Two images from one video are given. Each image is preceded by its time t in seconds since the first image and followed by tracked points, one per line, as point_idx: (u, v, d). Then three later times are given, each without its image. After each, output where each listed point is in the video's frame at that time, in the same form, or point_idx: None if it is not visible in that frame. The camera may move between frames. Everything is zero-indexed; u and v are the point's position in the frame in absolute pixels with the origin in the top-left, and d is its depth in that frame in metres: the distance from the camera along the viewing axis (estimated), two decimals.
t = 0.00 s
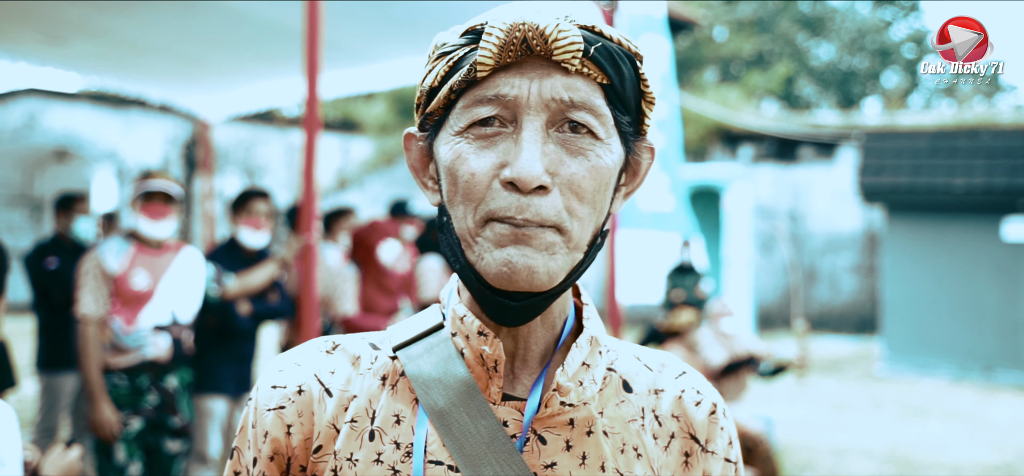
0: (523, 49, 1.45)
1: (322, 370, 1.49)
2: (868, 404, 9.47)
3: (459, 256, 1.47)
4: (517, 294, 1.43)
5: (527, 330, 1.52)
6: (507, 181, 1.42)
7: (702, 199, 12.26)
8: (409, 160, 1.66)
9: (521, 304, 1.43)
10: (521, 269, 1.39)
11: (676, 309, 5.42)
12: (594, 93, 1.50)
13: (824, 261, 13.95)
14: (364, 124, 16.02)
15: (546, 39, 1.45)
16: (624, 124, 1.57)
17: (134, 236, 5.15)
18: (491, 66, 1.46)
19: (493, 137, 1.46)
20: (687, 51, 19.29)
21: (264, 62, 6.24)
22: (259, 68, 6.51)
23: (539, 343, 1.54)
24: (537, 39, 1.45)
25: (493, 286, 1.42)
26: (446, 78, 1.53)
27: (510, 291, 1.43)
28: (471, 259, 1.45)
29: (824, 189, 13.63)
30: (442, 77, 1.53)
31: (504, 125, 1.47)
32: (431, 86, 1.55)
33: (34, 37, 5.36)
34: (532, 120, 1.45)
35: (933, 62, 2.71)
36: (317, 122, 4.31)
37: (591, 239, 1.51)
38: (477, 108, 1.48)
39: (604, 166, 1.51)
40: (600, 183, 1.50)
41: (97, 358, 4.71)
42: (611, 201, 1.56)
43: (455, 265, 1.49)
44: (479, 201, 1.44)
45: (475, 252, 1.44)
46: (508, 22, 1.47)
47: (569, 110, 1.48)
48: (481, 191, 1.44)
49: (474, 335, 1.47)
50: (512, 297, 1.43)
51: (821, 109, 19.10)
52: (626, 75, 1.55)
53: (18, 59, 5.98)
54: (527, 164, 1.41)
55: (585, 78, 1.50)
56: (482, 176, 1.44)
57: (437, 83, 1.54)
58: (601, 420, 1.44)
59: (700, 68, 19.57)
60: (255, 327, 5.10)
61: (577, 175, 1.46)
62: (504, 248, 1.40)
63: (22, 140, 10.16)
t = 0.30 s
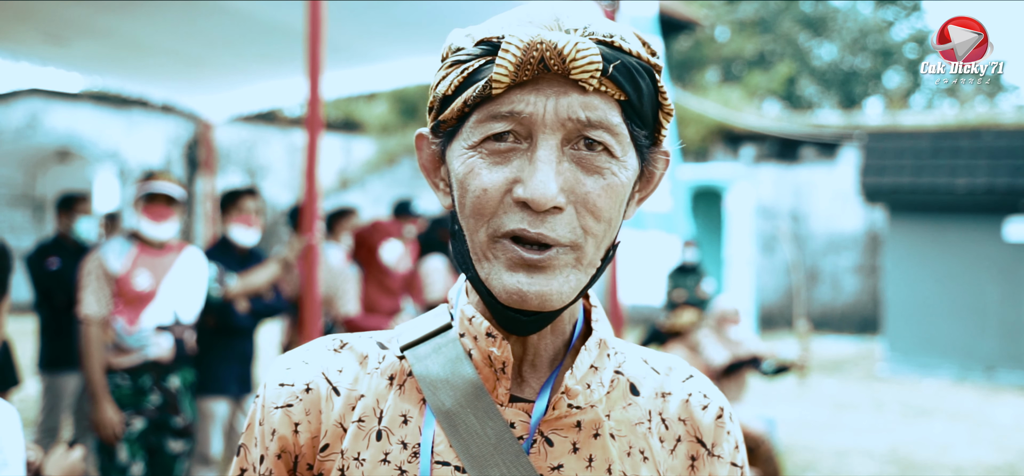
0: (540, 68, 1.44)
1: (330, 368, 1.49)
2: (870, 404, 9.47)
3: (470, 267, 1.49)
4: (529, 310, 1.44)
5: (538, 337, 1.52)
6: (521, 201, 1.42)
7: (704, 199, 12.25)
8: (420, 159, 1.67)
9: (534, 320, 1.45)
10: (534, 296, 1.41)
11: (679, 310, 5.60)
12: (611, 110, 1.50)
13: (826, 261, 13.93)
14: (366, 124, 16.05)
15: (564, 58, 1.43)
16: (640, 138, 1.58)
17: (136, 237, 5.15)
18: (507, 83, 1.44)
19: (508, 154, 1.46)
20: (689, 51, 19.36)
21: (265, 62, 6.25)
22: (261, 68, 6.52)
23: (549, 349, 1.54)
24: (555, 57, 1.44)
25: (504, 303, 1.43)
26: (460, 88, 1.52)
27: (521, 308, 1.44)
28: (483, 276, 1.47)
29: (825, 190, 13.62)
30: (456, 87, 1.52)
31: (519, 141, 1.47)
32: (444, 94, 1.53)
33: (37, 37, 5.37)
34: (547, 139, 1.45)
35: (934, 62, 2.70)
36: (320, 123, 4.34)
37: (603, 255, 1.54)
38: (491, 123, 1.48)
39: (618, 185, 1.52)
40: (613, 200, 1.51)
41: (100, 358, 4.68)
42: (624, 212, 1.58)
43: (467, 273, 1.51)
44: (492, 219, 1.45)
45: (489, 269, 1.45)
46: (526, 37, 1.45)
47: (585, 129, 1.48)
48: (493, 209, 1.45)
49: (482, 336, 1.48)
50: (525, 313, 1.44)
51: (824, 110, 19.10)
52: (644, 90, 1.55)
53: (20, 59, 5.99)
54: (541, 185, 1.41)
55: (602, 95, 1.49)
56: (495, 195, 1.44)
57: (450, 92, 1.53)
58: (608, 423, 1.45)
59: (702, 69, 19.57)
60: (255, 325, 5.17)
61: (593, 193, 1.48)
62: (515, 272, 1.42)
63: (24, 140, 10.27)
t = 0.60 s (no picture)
0: (540, 51, 1.44)
1: (335, 370, 1.49)
2: (872, 404, 9.45)
3: (479, 267, 1.49)
4: (540, 305, 1.44)
5: (544, 336, 1.52)
6: (527, 185, 1.42)
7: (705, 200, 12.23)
8: (420, 164, 1.67)
9: (545, 314, 1.44)
10: (545, 290, 1.40)
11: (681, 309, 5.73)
12: (611, 93, 1.50)
13: (827, 261, 13.90)
14: (368, 123, 15.92)
15: (564, 40, 1.44)
16: (640, 123, 1.58)
17: (138, 237, 5.15)
18: (507, 69, 1.45)
19: (512, 141, 1.46)
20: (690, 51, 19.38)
21: (266, 62, 6.24)
22: (262, 68, 6.52)
23: (554, 349, 1.54)
24: (554, 40, 1.44)
25: (515, 299, 1.42)
26: (460, 82, 1.53)
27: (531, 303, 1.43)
28: (492, 273, 1.46)
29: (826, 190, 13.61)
30: (456, 81, 1.52)
31: (522, 128, 1.47)
32: (444, 90, 1.54)
33: (38, 37, 5.37)
34: (551, 123, 1.45)
35: (934, 62, 2.70)
36: (321, 123, 4.32)
37: (609, 245, 1.53)
38: (494, 112, 1.47)
39: (622, 168, 1.51)
40: (619, 185, 1.50)
41: (101, 358, 4.71)
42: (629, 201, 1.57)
43: (472, 272, 1.50)
44: (499, 209, 1.45)
45: (497, 264, 1.45)
46: (524, 23, 1.46)
47: (587, 112, 1.47)
48: (500, 199, 1.45)
49: (488, 337, 1.48)
50: (536, 307, 1.44)
51: (825, 110, 19.08)
52: (642, 74, 1.55)
53: (22, 59, 5.99)
54: (548, 168, 1.41)
55: (602, 78, 1.49)
56: (500, 184, 1.44)
57: (450, 87, 1.53)
58: (614, 426, 1.44)
59: (703, 69, 19.56)
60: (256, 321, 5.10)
61: (598, 177, 1.47)
62: (524, 268, 1.42)
63: (25, 140, 10.34)
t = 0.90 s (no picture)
0: (529, 38, 1.46)
1: (336, 372, 1.49)
2: (873, 404, 9.45)
3: (472, 260, 1.47)
4: (535, 293, 1.42)
5: (543, 329, 1.51)
6: (521, 172, 1.42)
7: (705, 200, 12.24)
8: (416, 170, 1.67)
9: (538, 303, 1.43)
10: (538, 269, 1.38)
11: (682, 310, 5.72)
12: (601, 80, 1.51)
13: (828, 261, 13.88)
14: (369, 124, 16.06)
15: (552, 26, 1.46)
16: (633, 113, 1.58)
17: (138, 236, 5.14)
18: (498, 58, 1.46)
19: (504, 130, 1.47)
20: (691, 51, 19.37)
21: (266, 61, 6.24)
22: (263, 68, 6.53)
23: (553, 346, 1.53)
24: (543, 26, 1.46)
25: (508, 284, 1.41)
26: (452, 77, 1.54)
27: (526, 291, 1.41)
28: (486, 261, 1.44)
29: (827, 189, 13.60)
30: (448, 76, 1.54)
31: (515, 117, 1.47)
32: (436, 87, 1.55)
33: (39, 37, 5.38)
34: (542, 109, 1.46)
35: (933, 62, 2.70)
36: (321, 122, 4.31)
37: (604, 239, 1.52)
38: (486, 103, 1.49)
39: (616, 154, 1.51)
40: (613, 172, 1.50)
41: (102, 357, 4.71)
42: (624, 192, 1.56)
43: (467, 268, 1.49)
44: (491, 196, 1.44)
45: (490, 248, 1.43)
46: (513, 12, 1.48)
47: (578, 99, 1.48)
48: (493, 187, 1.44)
49: (487, 339, 1.48)
50: (529, 297, 1.43)
51: (825, 110, 19.08)
52: (632, 63, 1.55)
53: (23, 59, 6.00)
54: (541, 153, 1.42)
55: (592, 65, 1.51)
56: (493, 172, 1.44)
57: (442, 84, 1.55)
58: (615, 427, 1.44)
59: (704, 69, 19.57)
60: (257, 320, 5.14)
61: (592, 162, 1.47)
62: (517, 245, 1.40)
63: (27, 140, 10.17)
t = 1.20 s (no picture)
0: (533, 53, 1.44)
1: (338, 372, 1.49)
2: (872, 404, 9.44)
3: (477, 268, 1.49)
4: (538, 307, 1.44)
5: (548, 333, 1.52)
6: (522, 187, 1.43)
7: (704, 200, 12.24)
8: (420, 165, 1.67)
9: (543, 317, 1.45)
10: (543, 293, 1.40)
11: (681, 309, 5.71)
12: (607, 94, 1.50)
13: (827, 261, 13.91)
14: (368, 123, 16.06)
15: (557, 42, 1.44)
16: (639, 123, 1.57)
17: (138, 236, 5.15)
18: (501, 72, 1.45)
19: (506, 144, 1.46)
20: (690, 51, 19.36)
21: (266, 61, 6.24)
22: (263, 68, 6.52)
23: (557, 351, 1.53)
24: (547, 41, 1.44)
25: (513, 301, 1.43)
26: (455, 84, 1.53)
27: (530, 306, 1.43)
28: (489, 272, 1.47)
29: (826, 189, 13.61)
30: (451, 83, 1.52)
31: (517, 131, 1.47)
32: (439, 92, 1.54)
33: (38, 37, 5.37)
34: (545, 126, 1.45)
35: (933, 62, 2.69)
36: (321, 121, 4.30)
37: (609, 246, 1.54)
38: (488, 115, 1.48)
39: (621, 167, 1.51)
40: (618, 183, 1.50)
41: (102, 358, 4.67)
42: (628, 200, 1.57)
43: (472, 274, 1.50)
44: (493, 209, 1.45)
45: (493, 264, 1.45)
46: (517, 24, 1.46)
47: (582, 114, 1.47)
48: (494, 199, 1.45)
49: (488, 340, 1.48)
50: (533, 311, 1.44)
51: (825, 110, 19.09)
52: (638, 73, 1.54)
53: (22, 58, 5.99)
54: (543, 170, 1.42)
55: (597, 78, 1.49)
56: (495, 184, 1.45)
57: (446, 89, 1.53)
58: (617, 428, 1.44)
59: (704, 69, 19.59)
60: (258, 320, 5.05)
61: (596, 176, 1.47)
62: (520, 268, 1.42)
63: (26, 140, 10.13)
